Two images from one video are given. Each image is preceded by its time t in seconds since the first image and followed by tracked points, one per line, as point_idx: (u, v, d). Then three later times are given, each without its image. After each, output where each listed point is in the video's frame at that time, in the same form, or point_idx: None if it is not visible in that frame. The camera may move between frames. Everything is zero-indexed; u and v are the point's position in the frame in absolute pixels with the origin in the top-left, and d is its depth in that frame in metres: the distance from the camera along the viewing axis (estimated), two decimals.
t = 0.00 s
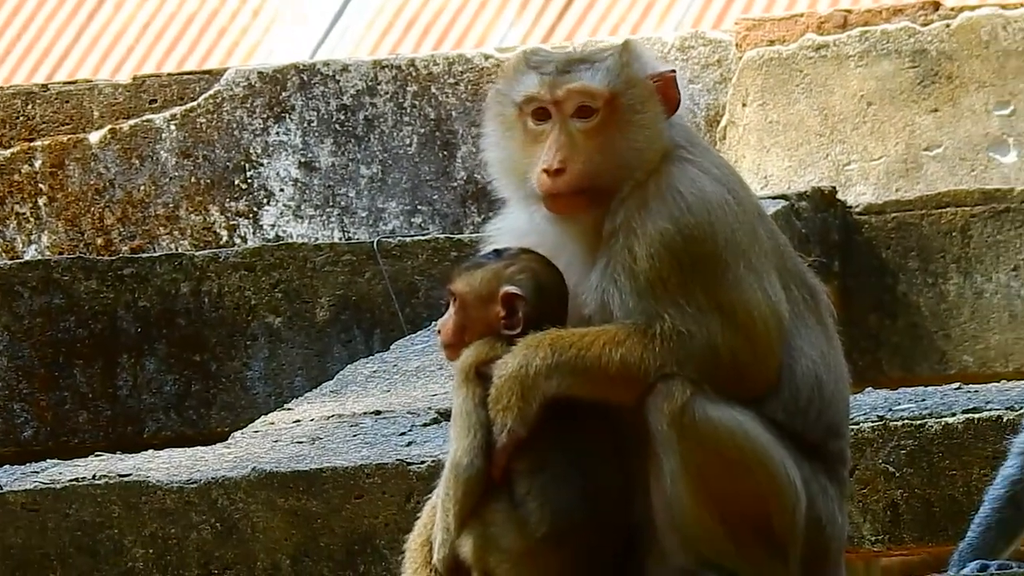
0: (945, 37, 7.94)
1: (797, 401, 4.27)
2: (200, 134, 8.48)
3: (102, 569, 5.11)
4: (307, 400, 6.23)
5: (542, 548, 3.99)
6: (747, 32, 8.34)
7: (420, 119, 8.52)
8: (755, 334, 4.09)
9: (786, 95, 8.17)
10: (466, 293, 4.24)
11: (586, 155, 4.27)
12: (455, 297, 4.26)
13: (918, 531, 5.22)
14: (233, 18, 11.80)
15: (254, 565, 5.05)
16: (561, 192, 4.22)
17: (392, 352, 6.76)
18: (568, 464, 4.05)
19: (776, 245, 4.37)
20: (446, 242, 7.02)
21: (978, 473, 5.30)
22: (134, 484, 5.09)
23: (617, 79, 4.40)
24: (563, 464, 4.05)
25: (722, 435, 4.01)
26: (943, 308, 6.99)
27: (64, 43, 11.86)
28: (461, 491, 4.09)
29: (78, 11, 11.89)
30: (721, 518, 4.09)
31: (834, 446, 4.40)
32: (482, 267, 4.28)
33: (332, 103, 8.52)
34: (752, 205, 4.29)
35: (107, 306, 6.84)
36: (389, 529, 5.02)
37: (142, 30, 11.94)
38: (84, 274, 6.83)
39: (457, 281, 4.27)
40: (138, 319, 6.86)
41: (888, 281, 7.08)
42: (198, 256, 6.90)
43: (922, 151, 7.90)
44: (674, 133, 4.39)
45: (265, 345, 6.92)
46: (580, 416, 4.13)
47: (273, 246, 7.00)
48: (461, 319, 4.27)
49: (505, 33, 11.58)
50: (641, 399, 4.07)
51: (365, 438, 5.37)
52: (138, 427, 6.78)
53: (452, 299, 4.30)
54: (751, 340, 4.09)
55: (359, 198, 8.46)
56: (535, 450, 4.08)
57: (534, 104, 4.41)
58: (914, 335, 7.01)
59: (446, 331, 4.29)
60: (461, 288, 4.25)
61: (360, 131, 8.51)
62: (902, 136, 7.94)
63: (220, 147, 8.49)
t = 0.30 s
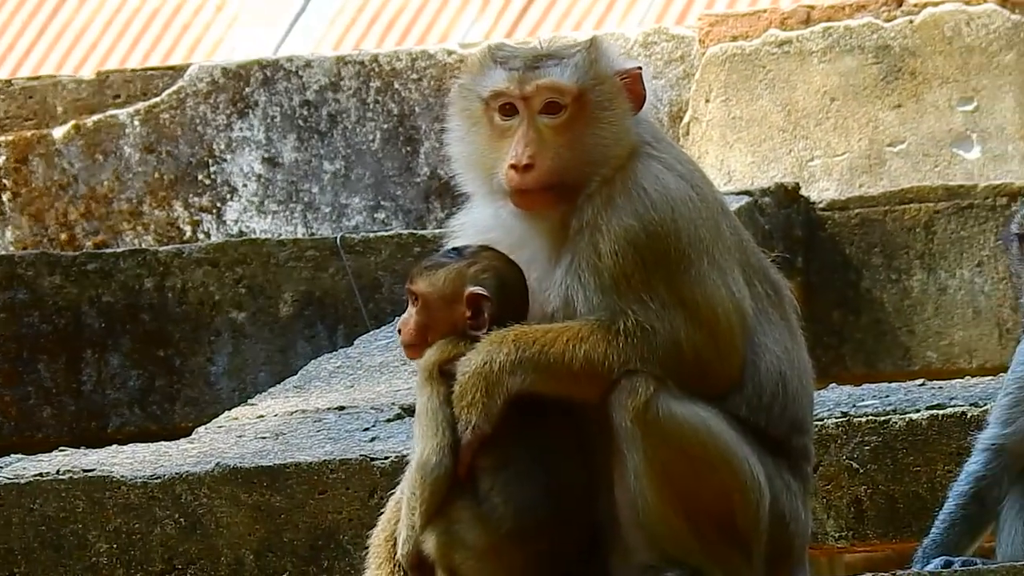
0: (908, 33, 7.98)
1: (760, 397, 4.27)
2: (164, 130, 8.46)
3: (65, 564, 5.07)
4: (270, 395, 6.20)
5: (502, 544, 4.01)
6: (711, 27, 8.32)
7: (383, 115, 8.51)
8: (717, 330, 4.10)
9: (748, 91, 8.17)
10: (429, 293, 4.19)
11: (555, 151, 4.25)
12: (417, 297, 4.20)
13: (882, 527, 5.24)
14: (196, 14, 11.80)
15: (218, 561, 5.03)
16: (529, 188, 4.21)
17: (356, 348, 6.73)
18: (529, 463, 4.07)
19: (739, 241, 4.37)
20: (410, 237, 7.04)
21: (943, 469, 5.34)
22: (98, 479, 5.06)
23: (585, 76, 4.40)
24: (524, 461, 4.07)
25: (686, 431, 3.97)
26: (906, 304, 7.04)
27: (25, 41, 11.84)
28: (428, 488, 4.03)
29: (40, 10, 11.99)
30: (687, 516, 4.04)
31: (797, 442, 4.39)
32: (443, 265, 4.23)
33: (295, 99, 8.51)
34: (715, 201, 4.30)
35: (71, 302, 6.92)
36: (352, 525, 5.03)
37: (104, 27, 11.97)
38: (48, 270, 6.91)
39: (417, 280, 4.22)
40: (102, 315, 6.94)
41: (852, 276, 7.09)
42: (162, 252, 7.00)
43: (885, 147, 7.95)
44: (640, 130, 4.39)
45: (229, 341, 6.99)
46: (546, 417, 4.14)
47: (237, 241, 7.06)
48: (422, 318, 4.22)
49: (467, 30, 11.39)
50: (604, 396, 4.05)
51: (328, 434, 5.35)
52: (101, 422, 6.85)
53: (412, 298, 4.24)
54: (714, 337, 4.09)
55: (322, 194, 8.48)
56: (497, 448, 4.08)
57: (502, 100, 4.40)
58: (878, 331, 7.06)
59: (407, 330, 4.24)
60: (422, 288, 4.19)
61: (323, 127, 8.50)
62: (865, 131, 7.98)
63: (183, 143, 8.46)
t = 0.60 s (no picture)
0: (891, 29, 8.00)
1: (743, 392, 4.28)
2: (147, 127, 8.47)
3: (49, 561, 5.06)
4: (253, 392, 6.18)
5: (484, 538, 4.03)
6: (694, 24, 8.27)
7: (367, 112, 8.50)
8: (699, 326, 4.10)
9: (731, 87, 8.19)
10: (395, 300, 4.17)
11: (539, 150, 4.22)
12: (384, 306, 4.18)
13: (865, 523, 5.26)
14: (179, 11, 11.80)
15: (201, 558, 5.03)
16: (514, 188, 4.17)
17: (338, 344, 6.72)
18: (509, 457, 4.09)
19: (723, 237, 4.38)
20: (393, 235, 6.97)
21: (926, 466, 5.35)
22: (81, 475, 5.04)
23: (568, 76, 4.35)
24: (506, 457, 4.08)
25: (668, 427, 3.97)
26: (890, 301, 7.06)
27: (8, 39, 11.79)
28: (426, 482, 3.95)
29: (22, 9, 11.88)
30: (669, 511, 4.05)
31: (781, 437, 4.40)
32: (407, 272, 4.22)
33: (278, 96, 8.51)
34: (699, 198, 4.31)
35: (54, 299, 6.93)
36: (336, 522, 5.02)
37: (87, 24, 11.93)
38: (31, 267, 6.93)
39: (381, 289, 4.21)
40: (85, 312, 6.95)
41: (836, 272, 7.11)
42: (145, 249, 7.00)
43: (868, 144, 7.96)
44: (624, 127, 4.38)
45: (212, 338, 7.00)
46: (528, 411, 4.16)
47: (221, 237, 7.05)
48: (390, 327, 4.20)
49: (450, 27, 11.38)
50: (588, 392, 4.05)
51: (311, 431, 5.35)
52: (85, 419, 6.88)
53: (377, 309, 4.22)
54: (696, 332, 4.10)
55: (305, 191, 8.45)
56: (481, 445, 4.09)
57: (485, 99, 4.35)
58: (861, 328, 7.07)
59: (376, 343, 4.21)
60: (388, 296, 4.18)
61: (306, 124, 8.51)
62: (848, 128, 7.99)
63: (166, 140, 8.46)
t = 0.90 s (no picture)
0: (881, 20, 8.01)
1: (727, 383, 4.29)
2: (137, 119, 8.49)
3: (40, 553, 5.05)
4: (243, 383, 6.18)
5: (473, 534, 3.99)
6: (683, 16, 8.51)
7: (356, 104, 8.51)
8: (680, 318, 4.11)
9: (721, 79, 8.20)
10: (351, 327, 4.29)
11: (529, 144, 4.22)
12: (341, 334, 4.30)
13: (855, 514, 5.28)
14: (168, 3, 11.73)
15: (191, 549, 5.03)
16: (502, 183, 4.17)
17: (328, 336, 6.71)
18: (493, 452, 4.06)
19: (706, 228, 4.38)
20: (382, 225, 7.00)
21: (916, 457, 5.34)
22: (71, 467, 5.04)
23: (556, 69, 4.35)
24: (488, 452, 4.05)
25: (653, 419, 3.98)
26: (881, 292, 7.06)
27: None
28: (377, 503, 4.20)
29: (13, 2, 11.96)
30: (655, 502, 4.06)
31: (767, 427, 4.41)
32: (360, 298, 4.34)
33: (268, 88, 8.54)
34: (680, 189, 4.32)
35: (44, 291, 6.94)
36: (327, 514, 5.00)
37: (76, 18, 11.92)
38: (21, 259, 6.94)
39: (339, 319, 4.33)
40: (75, 304, 6.94)
41: (825, 264, 7.12)
42: (135, 241, 7.00)
43: (858, 135, 7.94)
44: (612, 120, 4.38)
45: (202, 330, 7.00)
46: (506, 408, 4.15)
47: (210, 229, 7.05)
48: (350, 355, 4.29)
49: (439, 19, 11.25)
50: (570, 386, 4.04)
51: (301, 423, 5.34)
52: (76, 411, 6.88)
53: (336, 339, 4.33)
54: (677, 324, 4.11)
55: (295, 182, 8.45)
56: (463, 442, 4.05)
57: (473, 92, 4.33)
58: (851, 320, 7.07)
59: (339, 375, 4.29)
60: (344, 324, 4.30)
61: (296, 116, 8.53)
62: (838, 119, 7.99)
63: (156, 132, 8.49)
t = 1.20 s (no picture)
0: (876, 12, 8.00)
1: (719, 374, 4.29)
2: (131, 111, 8.51)
3: (36, 545, 5.06)
4: (237, 375, 6.18)
5: (465, 528, 3.91)
6: (678, 8, 8.47)
7: (351, 96, 8.53)
8: (670, 310, 4.12)
9: (716, 71, 8.22)
10: (384, 286, 4.15)
11: (480, 144, 4.24)
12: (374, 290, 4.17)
13: (850, 507, 5.28)
14: None
15: (186, 541, 5.04)
16: (457, 182, 4.20)
17: (323, 328, 6.67)
18: (490, 434, 3.98)
19: (695, 217, 4.39)
20: (377, 219, 6.97)
21: (911, 449, 5.35)
22: (66, 459, 5.03)
23: (505, 63, 4.34)
24: (486, 435, 3.98)
25: (646, 410, 3.98)
26: (875, 284, 7.07)
27: None
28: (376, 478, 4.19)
29: None
30: (650, 496, 4.02)
31: (760, 418, 4.41)
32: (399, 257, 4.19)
33: (262, 80, 8.56)
34: (668, 179, 4.33)
35: (39, 283, 6.95)
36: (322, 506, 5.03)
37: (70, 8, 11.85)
38: (15, 251, 6.94)
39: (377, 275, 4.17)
40: (70, 295, 6.96)
41: (820, 256, 7.13)
42: (130, 233, 6.99)
43: (853, 127, 7.96)
44: (579, 111, 4.36)
45: (197, 322, 7.00)
46: (500, 391, 4.07)
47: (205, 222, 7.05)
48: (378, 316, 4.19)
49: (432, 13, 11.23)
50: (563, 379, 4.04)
51: (296, 415, 5.34)
52: (70, 403, 6.90)
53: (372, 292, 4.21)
54: (665, 315, 4.12)
55: (290, 174, 8.47)
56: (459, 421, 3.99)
57: (430, 96, 4.35)
58: (846, 313, 7.08)
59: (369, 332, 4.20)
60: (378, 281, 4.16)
61: (290, 108, 8.55)
62: (833, 112, 7.99)
63: (151, 124, 8.50)
